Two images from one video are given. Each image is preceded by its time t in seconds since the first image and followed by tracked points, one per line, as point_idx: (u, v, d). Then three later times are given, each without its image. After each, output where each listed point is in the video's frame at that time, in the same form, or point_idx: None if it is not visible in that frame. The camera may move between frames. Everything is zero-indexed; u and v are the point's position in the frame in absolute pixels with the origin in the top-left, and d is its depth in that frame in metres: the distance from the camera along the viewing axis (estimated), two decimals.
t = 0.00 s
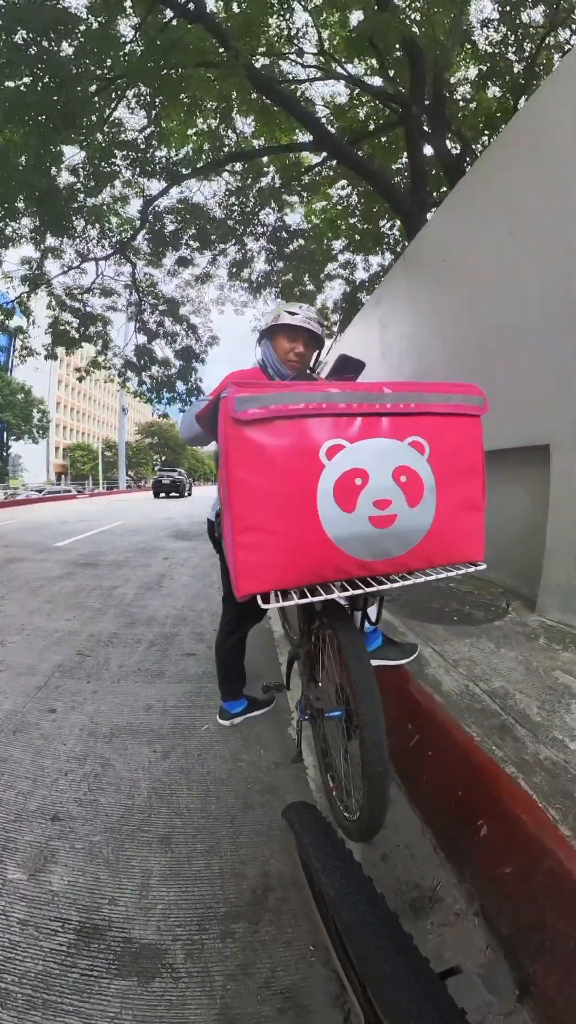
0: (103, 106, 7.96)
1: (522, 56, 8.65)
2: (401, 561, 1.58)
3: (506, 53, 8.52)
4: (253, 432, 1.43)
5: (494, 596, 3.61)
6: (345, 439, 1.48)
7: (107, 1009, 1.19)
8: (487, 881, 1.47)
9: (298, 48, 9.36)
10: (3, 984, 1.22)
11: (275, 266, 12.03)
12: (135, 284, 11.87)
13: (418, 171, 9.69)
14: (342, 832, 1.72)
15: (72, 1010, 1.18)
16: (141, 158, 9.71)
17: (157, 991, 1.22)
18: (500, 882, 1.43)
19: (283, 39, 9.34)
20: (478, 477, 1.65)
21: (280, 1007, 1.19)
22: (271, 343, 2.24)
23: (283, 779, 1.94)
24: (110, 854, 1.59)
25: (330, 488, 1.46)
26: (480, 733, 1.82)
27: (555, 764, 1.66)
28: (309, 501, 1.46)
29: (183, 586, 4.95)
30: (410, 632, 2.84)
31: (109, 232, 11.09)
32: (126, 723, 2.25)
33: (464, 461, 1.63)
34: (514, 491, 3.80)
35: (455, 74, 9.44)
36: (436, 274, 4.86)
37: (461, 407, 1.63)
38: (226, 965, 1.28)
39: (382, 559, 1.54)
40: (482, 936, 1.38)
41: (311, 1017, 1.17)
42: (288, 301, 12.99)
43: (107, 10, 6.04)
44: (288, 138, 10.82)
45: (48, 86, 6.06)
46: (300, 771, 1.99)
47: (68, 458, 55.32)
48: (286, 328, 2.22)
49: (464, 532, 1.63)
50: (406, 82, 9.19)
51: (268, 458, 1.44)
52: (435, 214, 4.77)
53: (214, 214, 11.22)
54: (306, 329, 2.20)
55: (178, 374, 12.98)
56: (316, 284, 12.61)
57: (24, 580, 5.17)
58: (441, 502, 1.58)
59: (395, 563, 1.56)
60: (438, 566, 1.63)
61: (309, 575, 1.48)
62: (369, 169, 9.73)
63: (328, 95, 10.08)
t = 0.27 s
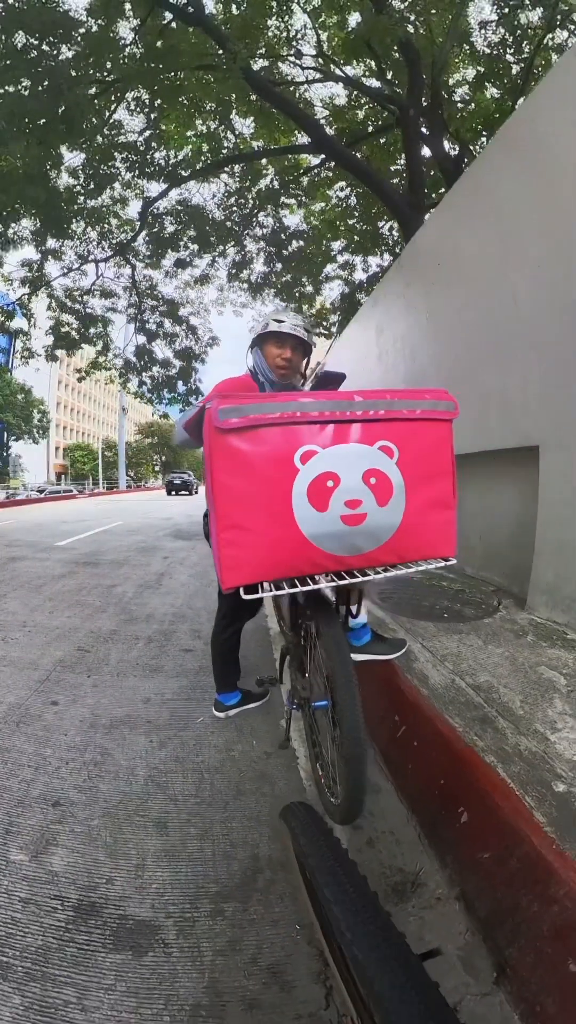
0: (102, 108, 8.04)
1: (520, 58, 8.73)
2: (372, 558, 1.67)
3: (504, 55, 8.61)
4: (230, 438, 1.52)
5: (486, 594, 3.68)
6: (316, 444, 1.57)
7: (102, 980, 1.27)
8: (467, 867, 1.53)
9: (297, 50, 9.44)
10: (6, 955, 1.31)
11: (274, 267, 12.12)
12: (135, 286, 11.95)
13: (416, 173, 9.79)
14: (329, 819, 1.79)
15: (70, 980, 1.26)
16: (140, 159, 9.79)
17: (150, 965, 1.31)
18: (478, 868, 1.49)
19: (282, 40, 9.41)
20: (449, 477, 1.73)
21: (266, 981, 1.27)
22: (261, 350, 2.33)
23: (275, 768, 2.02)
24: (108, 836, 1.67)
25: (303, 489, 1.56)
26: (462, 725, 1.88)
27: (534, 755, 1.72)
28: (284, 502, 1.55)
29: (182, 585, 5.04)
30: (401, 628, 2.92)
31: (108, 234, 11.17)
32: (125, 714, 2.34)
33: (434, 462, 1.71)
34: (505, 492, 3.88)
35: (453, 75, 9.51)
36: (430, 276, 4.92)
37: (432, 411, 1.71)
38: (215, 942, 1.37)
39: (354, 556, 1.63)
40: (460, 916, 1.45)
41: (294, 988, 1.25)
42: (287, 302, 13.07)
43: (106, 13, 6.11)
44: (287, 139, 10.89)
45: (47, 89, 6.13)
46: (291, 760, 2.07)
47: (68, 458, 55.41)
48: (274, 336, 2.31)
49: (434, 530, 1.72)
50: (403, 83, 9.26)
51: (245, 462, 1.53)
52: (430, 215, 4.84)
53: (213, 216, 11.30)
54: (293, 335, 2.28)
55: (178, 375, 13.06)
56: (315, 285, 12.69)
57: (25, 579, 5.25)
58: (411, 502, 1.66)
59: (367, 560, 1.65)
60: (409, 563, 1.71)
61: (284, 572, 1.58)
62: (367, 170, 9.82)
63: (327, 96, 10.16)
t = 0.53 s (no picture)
0: (102, 111, 8.17)
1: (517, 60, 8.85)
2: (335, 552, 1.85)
3: (501, 58, 8.77)
4: (205, 444, 1.68)
5: (473, 591, 3.79)
6: (280, 451, 1.72)
7: (93, 939, 1.40)
8: (435, 848, 1.61)
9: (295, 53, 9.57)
10: (6, 916, 1.44)
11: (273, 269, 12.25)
12: (135, 288, 12.09)
13: (412, 176, 9.97)
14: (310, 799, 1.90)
15: (64, 939, 1.39)
16: (139, 163, 9.94)
17: (137, 927, 1.43)
18: (445, 848, 1.58)
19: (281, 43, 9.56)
20: (409, 477, 1.88)
21: (243, 945, 1.39)
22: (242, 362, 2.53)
23: (260, 753, 2.14)
24: (103, 812, 1.80)
25: (271, 490, 1.72)
26: (436, 713, 1.97)
27: (502, 740, 1.80)
28: (253, 501, 1.72)
29: (180, 583, 5.17)
30: (387, 623, 3.03)
31: (108, 237, 11.33)
32: (120, 702, 2.47)
33: (394, 464, 1.85)
34: (492, 491, 3.99)
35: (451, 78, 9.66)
36: (422, 279, 5.03)
37: (393, 417, 1.84)
38: (198, 909, 1.49)
39: (317, 551, 1.81)
40: (427, 889, 1.56)
41: (269, 950, 1.37)
42: (287, 304, 13.20)
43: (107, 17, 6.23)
44: (285, 141, 11.04)
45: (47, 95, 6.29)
46: (276, 746, 2.19)
47: (68, 459, 55.61)
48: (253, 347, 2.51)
49: (394, 527, 1.88)
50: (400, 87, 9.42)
51: (218, 466, 1.70)
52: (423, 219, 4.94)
53: (212, 219, 11.44)
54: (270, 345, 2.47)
55: (178, 377, 13.20)
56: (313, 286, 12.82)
57: (27, 577, 5.39)
58: (372, 502, 1.82)
59: (329, 554, 1.83)
60: (371, 557, 1.88)
61: (252, 567, 1.76)
62: (364, 173, 9.97)
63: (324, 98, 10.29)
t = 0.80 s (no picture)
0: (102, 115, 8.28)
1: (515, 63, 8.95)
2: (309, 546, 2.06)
3: (498, 60, 8.84)
4: (191, 450, 1.90)
5: (462, 588, 3.91)
6: (258, 455, 1.95)
7: (92, 903, 1.52)
8: (411, 824, 1.73)
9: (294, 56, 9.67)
10: (13, 883, 1.56)
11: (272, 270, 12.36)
12: (134, 289, 12.20)
13: (409, 179, 10.07)
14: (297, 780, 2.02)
15: (65, 904, 1.51)
16: (139, 166, 10.06)
17: (133, 893, 1.55)
18: (420, 824, 1.69)
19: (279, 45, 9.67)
20: (374, 479, 2.11)
21: (230, 911, 1.51)
22: (236, 371, 2.67)
23: (251, 738, 2.26)
24: (102, 790, 1.93)
25: (250, 490, 1.94)
26: (416, 701, 2.08)
27: (476, 725, 1.90)
28: (235, 500, 1.94)
29: (178, 580, 5.29)
30: (376, 617, 3.15)
31: (108, 239, 11.46)
32: (119, 691, 2.59)
33: (360, 467, 2.09)
34: (481, 490, 4.12)
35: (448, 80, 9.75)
36: (415, 282, 5.15)
37: (358, 425, 2.08)
38: (189, 877, 1.61)
39: (293, 545, 2.02)
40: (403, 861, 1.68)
41: (253, 915, 1.49)
42: (286, 305, 13.32)
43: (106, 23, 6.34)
44: (284, 144, 11.15)
45: (47, 100, 6.41)
46: (267, 732, 2.31)
47: (68, 459, 55.76)
48: (246, 358, 2.64)
49: (362, 523, 2.10)
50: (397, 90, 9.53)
51: (203, 470, 1.92)
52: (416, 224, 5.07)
53: (212, 221, 11.57)
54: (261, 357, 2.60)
55: (178, 377, 13.32)
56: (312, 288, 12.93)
57: (29, 574, 5.52)
58: (341, 500, 2.05)
59: (304, 548, 2.04)
60: (341, 550, 2.10)
61: (234, 558, 1.96)
62: (361, 176, 10.09)
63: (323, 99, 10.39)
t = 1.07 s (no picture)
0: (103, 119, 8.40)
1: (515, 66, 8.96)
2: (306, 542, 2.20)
3: (497, 63, 8.85)
4: (195, 455, 2.06)
5: (456, 585, 4.05)
6: (256, 459, 2.10)
7: (107, 872, 1.65)
8: (404, 800, 1.84)
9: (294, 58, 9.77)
10: (33, 854, 1.69)
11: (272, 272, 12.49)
12: (136, 290, 12.34)
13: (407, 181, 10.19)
14: (297, 762, 2.14)
15: (82, 872, 1.64)
16: (141, 170, 10.19)
17: (144, 863, 1.68)
18: (411, 800, 1.81)
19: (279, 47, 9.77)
20: (363, 479, 2.24)
21: (235, 879, 1.63)
22: (241, 378, 2.80)
23: (253, 724, 2.39)
24: (114, 773, 2.06)
25: (250, 491, 2.09)
26: (408, 687, 2.22)
27: (463, 708, 2.04)
28: (236, 500, 2.09)
29: (182, 577, 5.43)
30: (373, 612, 3.27)
31: (111, 242, 11.60)
32: (127, 682, 2.72)
33: (351, 468, 2.22)
34: (474, 490, 4.26)
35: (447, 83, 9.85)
36: (412, 286, 5.28)
37: (348, 430, 2.21)
38: (196, 850, 1.73)
39: (290, 541, 2.16)
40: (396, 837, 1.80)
41: (256, 883, 1.61)
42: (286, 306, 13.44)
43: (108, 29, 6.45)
44: (285, 146, 11.27)
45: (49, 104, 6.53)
46: (268, 719, 2.43)
47: (69, 459, 55.90)
48: (250, 366, 2.79)
49: (356, 520, 2.23)
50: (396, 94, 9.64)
51: (206, 473, 2.07)
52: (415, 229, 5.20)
53: (213, 223, 11.70)
54: (267, 364, 2.76)
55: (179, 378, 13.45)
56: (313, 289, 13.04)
57: (36, 572, 5.67)
58: (335, 499, 2.18)
59: (300, 543, 2.18)
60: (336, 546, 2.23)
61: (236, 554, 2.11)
62: (360, 179, 10.22)
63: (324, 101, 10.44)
